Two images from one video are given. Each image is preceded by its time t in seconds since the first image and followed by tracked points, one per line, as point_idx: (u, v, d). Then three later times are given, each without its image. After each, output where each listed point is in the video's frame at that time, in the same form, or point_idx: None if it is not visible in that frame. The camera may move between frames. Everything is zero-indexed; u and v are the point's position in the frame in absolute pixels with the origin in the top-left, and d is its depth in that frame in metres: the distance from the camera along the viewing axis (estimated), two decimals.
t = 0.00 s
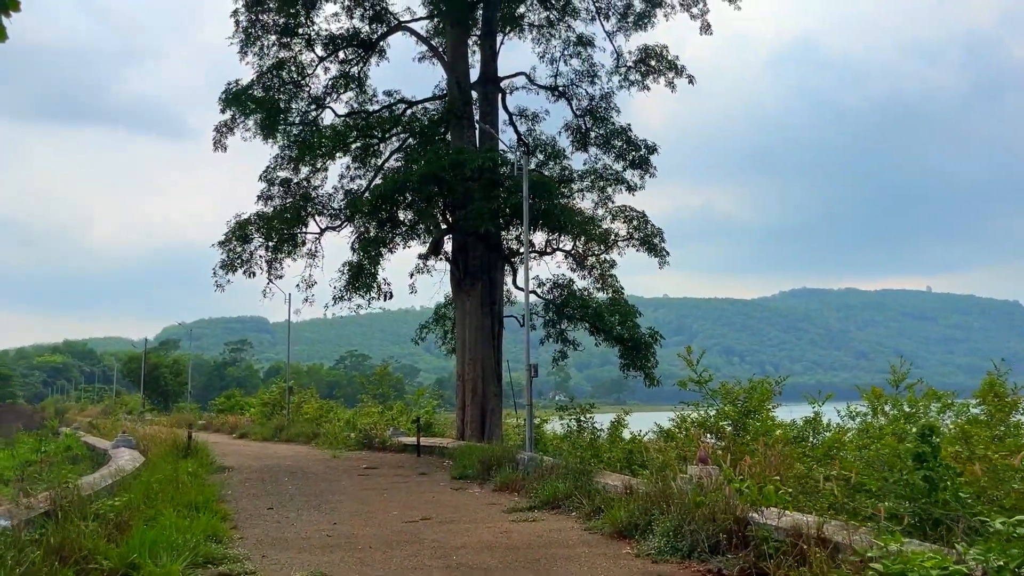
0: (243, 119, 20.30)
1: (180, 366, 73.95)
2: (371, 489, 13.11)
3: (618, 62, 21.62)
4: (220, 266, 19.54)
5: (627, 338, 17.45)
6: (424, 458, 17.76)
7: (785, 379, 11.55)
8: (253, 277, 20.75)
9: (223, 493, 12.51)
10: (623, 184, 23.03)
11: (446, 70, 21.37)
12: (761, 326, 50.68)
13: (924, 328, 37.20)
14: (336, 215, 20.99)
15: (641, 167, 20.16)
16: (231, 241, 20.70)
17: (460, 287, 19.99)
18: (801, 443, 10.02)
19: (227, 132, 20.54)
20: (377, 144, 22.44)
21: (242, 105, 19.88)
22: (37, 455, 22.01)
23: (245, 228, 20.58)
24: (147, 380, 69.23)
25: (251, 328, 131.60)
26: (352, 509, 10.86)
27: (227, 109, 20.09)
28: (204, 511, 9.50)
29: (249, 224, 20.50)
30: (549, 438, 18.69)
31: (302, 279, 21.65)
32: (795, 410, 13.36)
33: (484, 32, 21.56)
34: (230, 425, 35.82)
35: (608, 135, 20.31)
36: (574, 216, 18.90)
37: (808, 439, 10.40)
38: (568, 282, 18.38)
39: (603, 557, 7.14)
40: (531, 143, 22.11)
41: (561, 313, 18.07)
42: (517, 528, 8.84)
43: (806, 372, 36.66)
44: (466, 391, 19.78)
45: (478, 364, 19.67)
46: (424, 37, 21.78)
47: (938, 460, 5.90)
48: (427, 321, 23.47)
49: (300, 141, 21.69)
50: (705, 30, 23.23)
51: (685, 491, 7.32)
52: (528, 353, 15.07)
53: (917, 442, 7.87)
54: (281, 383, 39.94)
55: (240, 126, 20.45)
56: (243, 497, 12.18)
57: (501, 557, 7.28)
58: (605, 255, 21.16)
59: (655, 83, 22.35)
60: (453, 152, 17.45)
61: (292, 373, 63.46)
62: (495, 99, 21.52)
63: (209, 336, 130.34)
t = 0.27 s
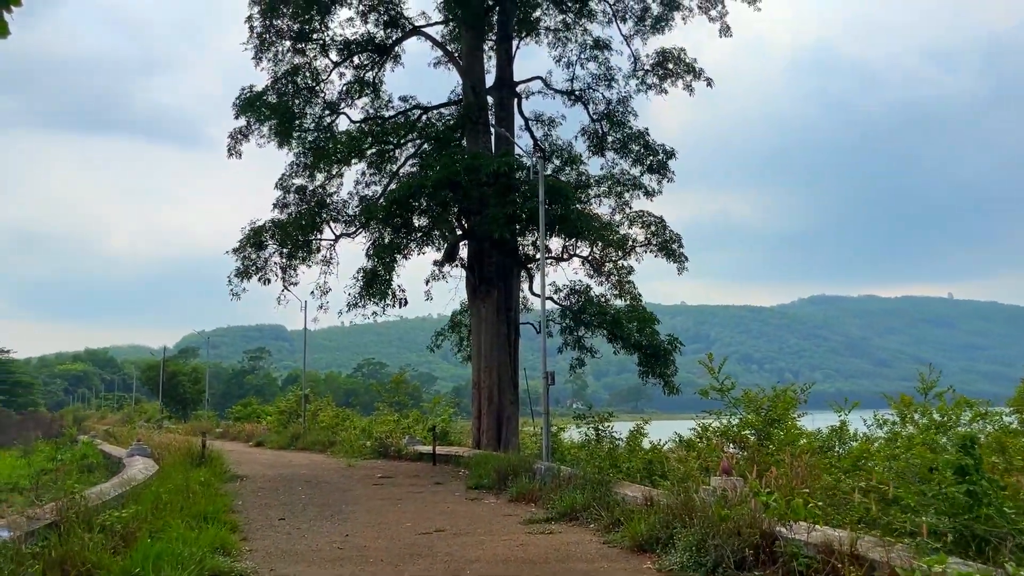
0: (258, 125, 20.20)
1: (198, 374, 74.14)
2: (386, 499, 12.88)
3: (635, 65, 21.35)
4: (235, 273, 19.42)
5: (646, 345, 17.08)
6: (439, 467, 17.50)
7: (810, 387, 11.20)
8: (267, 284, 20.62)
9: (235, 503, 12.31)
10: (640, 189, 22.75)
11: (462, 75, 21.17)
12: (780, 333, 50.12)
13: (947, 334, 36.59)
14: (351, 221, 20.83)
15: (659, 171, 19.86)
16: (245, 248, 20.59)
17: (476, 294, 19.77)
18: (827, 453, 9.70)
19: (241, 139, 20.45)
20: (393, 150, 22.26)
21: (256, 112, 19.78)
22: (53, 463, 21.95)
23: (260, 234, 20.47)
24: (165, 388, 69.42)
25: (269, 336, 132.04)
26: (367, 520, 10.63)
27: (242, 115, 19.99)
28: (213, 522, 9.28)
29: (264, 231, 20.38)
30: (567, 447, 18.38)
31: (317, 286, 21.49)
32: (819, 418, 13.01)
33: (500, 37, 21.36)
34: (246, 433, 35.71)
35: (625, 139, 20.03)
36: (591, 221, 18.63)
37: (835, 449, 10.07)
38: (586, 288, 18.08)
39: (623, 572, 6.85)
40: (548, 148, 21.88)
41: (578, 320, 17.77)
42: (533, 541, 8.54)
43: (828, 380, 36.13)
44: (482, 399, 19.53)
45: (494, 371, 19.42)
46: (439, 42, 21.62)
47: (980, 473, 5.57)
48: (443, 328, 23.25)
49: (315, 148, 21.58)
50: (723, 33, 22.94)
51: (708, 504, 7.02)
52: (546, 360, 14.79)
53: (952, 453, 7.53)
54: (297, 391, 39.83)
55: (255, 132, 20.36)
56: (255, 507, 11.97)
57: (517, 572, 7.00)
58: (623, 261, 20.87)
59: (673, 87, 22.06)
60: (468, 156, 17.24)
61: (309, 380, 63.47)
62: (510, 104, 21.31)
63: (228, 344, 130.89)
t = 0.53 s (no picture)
0: (278, 130, 20.12)
1: (222, 382, 74.40)
2: (404, 507, 12.61)
3: (658, 67, 21.05)
4: (254, 278, 19.30)
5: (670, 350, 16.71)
6: (460, 475, 17.22)
7: (842, 392, 10.81)
8: (287, 290, 20.48)
9: (251, 510, 12.09)
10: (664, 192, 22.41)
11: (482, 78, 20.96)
12: (806, 340, 49.41)
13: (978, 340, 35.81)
14: (371, 226, 20.65)
15: (683, 173, 19.53)
16: (265, 253, 20.47)
17: (497, 299, 19.51)
18: (863, 461, 9.31)
19: (261, 143, 20.37)
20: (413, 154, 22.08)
21: (276, 116, 19.69)
22: (74, 470, 21.94)
23: (280, 239, 20.35)
24: (189, 395, 69.71)
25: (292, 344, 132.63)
26: (385, 529, 10.36)
27: (261, 120, 19.91)
28: (227, 530, 9.06)
29: (283, 236, 20.25)
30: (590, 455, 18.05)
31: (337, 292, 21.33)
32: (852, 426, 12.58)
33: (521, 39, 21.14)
34: (268, 441, 35.62)
35: (648, 141, 19.72)
36: (614, 224, 18.31)
37: (870, 457, 9.68)
38: (608, 292, 17.75)
39: None
40: (569, 151, 21.61)
41: (601, 325, 17.44)
42: (555, 552, 8.23)
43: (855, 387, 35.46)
44: (504, 406, 19.24)
45: (515, 378, 19.13)
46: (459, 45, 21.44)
47: None
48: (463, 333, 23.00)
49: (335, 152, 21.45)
50: (748, 34, 22.59)
51: (740, 514, 6.68)
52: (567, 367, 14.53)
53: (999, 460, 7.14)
54: (319, 398, 39.72)
55: (274, 137, 20.26)
56: (272, 515, 11.75)
57: None
58: (646, 265, 20.53)
59: (696, 88, 21.72)
60: (489, 159, 17.00)
61: (331, 388, 63.51)
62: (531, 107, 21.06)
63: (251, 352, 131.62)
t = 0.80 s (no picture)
0: (301, 138, 20.04)
1: (248, 391, 74.68)
2: (426, 519, 12.35)
3: (684, 70, 20.73)
4: (276, 286, 19.20)
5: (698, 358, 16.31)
6: (484, 485, 16.93)
7: (881, 403, 10.40)
8: (310, 298, 20.36)
9: (271, 522, 11.90)
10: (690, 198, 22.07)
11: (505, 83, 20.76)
12: (834, 348, 48.63)
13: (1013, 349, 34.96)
14: (394, 233, 20.48)
15: (710, 178, 19.17)
16: (287, 261, 20.38)
17: (521, 306, 19.27)
18: (903, 475, 8.91)
19: (284, 151, 20.31)
20: (436, 161, 21.90)
21: (298, 123, 19.63)
22: (99, 479, 21.95)
23: (302, 247, 20.26)
24: (216, 404, 69.99)
25: (318, 353, 133.26)
26: (406, 542, 10.11)
27: (284, 128, 19.85)
28: (245, 544, 8.85)
29: (306, 244, 20.15)
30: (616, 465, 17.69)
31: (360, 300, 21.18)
32: (891, 437, 12.14)
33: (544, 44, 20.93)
34: (293, 449, 35.55)
35: (675, 145, 19.40)
36: (639, 230, 18.01)
37: (911, 470, 9.27)
38: (635, 299, 17.40)
39: None
40: (594, 157, 21.33)
41: (627, 332, 17.10)
42: (581, 568, 7.93)
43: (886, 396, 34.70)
44: (528, 416, 18.95)
45: (540, 386, 18.85)
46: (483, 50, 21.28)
47: None
48: (487, 342, 22.74)
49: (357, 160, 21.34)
50: (776, 36, 22.20)
51: (775, 533, 6.35)
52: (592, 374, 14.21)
53: None
54: (344, 407, 39.63)
55: (297, 144, 20.20)
56: (292, 528, 11.54)
57: None
58: (673, 272, 20.17)
59: (723, 92, 21.37)
60: (512, 164, 16.77)
61: (356, 397, 63.55)
62: (555, 112, 20.82)
63: (278, 361, 132.39)
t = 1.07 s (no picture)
0: (324, 142, 19.93)
1: (275, 398, 75.01)
2: (449, 528, 12.07)
3: (712, 71, 20.37)
4: (300, 291, 19.06)
5: (728, 364, 15.91)
6: (509, 494, 16.63)
7: (922, 409, 9.96)
8: (333, 303, 20.20)
9: (291, 530, 11.68)
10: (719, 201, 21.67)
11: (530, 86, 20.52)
12: (866, 355, 47.75)
13: None
14: (418, 239, 20.28)
15: (740, 180, 18.78)
16: (311, 267, 20.25)
17: (547, 312, 18.98)
18: (948, 484, 8.49)
19: (307, 156, 20.21)
20: (460, 165, 21.69)
21: (322, 128, 19.53)
22: (125, 486, 21.93)
23: (326, 252, 20.14)
24: (244, 411, 70.37)
25: (346, 361, 133.75)
26: (428, 552, 9.83)
27: (307, 132, 19.75)
28: (261, 552, 8.65)
29: (330, 249, 20.01)
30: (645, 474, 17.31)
31: (384, 306, 20.99)
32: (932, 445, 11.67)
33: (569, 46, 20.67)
34: (318, 457, 35.48)
35: (703, 147, 19.04)
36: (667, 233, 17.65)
37: (956, 480, 8.83)
38: (662, 303, 17.04)
39: None
40: (620, 160, 21.02)
41: (655, 337, 16.75)
42: None
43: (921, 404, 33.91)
44: (554, 423, 18.63)
45: (565, 393, 18.53)
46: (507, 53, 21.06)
47: None
48: (512, 348, 22.45)
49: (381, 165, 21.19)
50: (805, 36, 21.77)
51: (815, 546, 5.99)
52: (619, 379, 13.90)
53: None
54: (369, 415, 39.54)
55: (321, 149, 20.10)
56: (311, 536, 11.31)
57: None
58: (701, 276, 19.78)
59: (752, 93, 20.96)
60: (536, 166, 16.51)
61: (382, 404, 63.51)
62: (581, 115, 20.54)
63: (306, 369, 133.05)
